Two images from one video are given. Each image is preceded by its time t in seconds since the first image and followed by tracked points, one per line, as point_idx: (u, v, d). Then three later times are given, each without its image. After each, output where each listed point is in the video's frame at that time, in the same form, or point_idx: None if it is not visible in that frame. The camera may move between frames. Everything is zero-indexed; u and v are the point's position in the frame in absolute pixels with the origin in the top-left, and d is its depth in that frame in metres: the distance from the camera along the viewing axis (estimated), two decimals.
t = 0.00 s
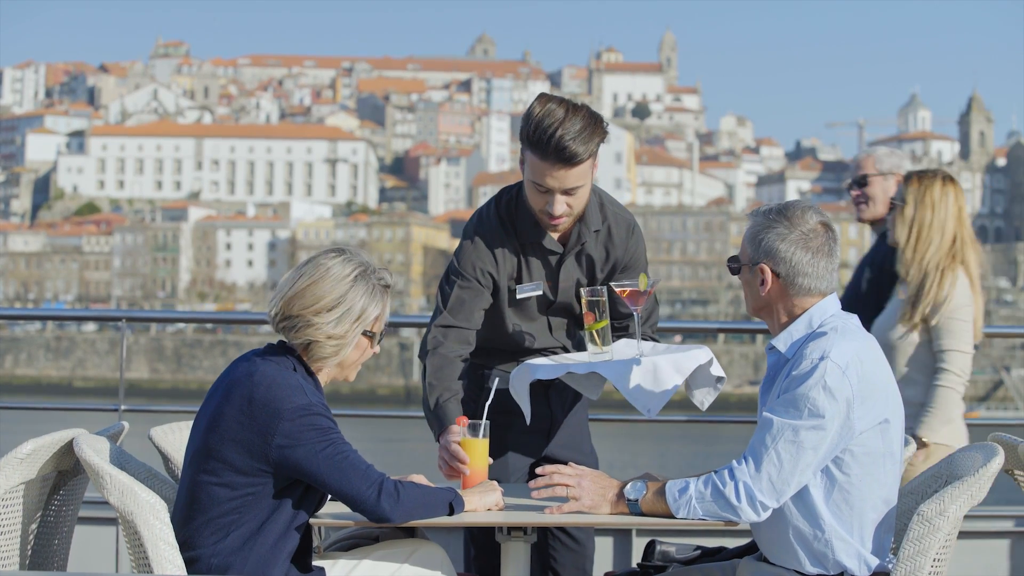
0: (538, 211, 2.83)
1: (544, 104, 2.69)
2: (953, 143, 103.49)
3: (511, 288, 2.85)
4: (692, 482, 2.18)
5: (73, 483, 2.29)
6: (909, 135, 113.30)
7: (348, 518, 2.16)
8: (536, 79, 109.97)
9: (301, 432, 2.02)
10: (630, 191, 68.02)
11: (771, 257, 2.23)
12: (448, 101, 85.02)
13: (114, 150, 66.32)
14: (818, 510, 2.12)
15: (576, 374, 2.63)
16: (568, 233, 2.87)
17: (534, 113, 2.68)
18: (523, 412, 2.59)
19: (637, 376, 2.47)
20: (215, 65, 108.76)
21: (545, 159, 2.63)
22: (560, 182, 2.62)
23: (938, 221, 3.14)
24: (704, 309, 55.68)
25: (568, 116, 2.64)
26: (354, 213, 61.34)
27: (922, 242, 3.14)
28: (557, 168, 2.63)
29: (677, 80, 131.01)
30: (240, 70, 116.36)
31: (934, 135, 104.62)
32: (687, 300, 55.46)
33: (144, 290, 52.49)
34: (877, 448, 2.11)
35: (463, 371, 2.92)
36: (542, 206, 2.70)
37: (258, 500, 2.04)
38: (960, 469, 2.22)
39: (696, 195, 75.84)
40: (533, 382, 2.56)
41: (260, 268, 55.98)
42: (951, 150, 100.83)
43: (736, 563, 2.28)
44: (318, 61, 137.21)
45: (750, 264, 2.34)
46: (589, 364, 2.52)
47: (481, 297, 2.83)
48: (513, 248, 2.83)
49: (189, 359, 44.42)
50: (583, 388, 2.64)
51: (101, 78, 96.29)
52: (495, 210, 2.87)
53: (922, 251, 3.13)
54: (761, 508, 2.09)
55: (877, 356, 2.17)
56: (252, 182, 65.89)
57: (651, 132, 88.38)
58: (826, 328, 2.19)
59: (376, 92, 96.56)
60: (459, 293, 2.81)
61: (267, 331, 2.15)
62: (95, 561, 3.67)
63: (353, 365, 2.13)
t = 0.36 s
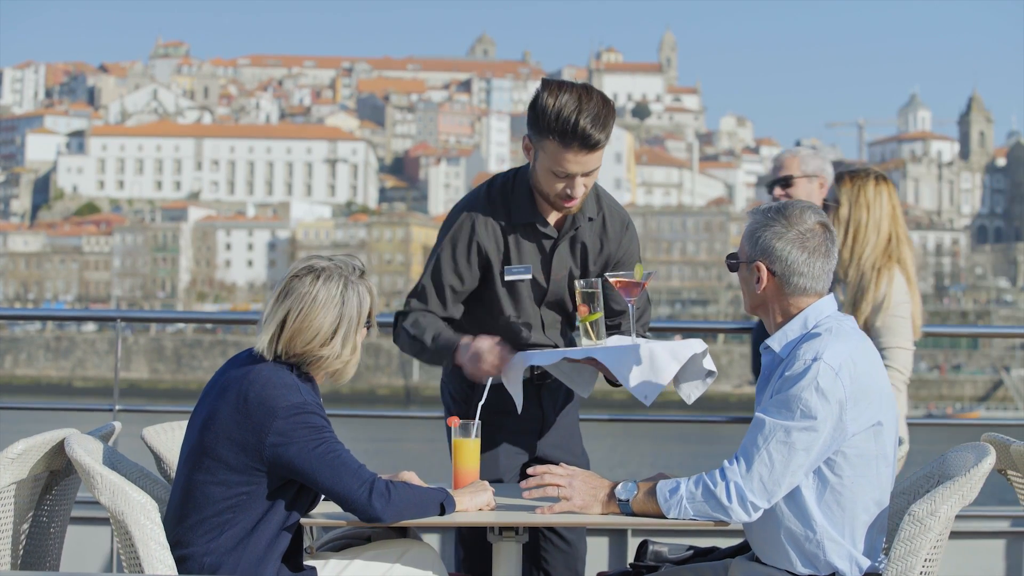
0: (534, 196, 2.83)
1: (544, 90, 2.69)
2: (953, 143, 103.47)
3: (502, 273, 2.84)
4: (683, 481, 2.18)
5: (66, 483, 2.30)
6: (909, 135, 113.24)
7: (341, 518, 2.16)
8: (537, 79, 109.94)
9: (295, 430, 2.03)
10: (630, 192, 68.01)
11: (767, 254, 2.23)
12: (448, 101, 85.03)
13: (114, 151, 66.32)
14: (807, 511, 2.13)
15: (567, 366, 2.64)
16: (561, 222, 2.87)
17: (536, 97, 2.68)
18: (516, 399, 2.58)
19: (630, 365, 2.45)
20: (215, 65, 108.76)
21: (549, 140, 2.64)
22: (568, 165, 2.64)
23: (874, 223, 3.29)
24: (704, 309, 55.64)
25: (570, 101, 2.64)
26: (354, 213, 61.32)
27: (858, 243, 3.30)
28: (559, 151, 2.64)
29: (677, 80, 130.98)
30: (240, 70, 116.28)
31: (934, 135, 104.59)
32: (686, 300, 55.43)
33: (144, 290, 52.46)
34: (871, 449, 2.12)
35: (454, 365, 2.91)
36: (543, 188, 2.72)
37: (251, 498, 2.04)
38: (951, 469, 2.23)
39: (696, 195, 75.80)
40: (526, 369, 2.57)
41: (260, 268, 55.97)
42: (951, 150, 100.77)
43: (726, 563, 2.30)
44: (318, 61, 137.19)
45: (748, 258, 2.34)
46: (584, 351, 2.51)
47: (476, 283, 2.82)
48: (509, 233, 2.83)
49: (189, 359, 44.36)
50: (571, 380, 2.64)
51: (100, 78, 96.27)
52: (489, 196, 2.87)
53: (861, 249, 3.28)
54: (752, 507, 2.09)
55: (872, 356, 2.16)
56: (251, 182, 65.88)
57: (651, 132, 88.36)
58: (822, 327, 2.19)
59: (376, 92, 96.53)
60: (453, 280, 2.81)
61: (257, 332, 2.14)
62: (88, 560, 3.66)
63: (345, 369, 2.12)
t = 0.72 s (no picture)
0: (525, 183, 2.83)
1: (536, 72, 2.71)
2: (953, 144, 103.37)
3: (490, 262, 2.85)
4: (673, 483, 2.19)
5: (57, 482, 2.32)
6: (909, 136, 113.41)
7: (329, 517, 2.16)
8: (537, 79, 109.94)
9: (285, 429, 2.03)
10: (629, 193, 67.95)
11: (763, 257, 2.24)
12: (448, 102, 85.13)
13: (114, 151, 66.34)
14: (795, 509, 2.14)
15: (554, 361, 2.65)
16: (551, 211, 2.88)
17: (528, 78, 2.70)
18: (508, 393, 2.55)
19: (625, 361, 2.45)
20: (214, 66, 108.86)
21: (544, 125, 2.67)
22: (557, 139, 2.67)
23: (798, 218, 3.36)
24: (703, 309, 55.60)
25: (563, 84, 2.66)
26: (353, 214, 61.43)
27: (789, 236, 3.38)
28: (553, 132, 2.67)
29: (676, 80, 131.04)
30: (240, 70, 116.21)
31: (934, 136, 104.63)
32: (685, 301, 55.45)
33: (144, 291, 52.47)
34: (860, 451, 2.12)
35: (439, 361, 2.91)
36: (535, 168, 2.73)
37: (241, 497, 2.05)
38: (941, 468, 2.24)
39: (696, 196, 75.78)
40: (515, 360, 2.53)
41: (260, 268, 55.97)
42: (951, 150, 100.84)
43: (717, 563, 2.31)
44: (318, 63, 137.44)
45: (744, 252, 2.34)
46: (578, 340, 2.50)
47: (464, 275, 2.83)
48: (498, 227, 2.83)
49: (188, 359, 44.29)
50: (558, 374, 2.66)
51: (100, 78, 96.35)
52: (479, 184, 2.87)
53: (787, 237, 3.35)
54: (740, 508, 2.09)
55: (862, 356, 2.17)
56: (251, 183, 65.93)
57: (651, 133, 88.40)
58: (814, 328, 2.19)
59: (376, 93, 96.76)
60: (443, 273, 2.80)
61: (248, 333, 2.14)
62: (80, 560, 3.68)
63: (335, 366, 2.13)
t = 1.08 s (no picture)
0: (518, 178, 2.84)
1: (524, 71, 2.73)
2: (952, 144, 103.40)
3: (480, 263, 2.85)
4: (661, 482, 2.20)
5: (49, 482, 2.33)
6: (908, 137, 113.42)
7: (317, 519, 2.17)
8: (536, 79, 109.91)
9: (274, 430, 2.03)
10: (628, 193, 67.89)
11: (748, 265, 2.24)
12: (447, 103, 85.16)
13: (113, 152, 66.31)
14: (784, 511, 2.15)
15: (546, 362, 2.65)
16: (543, 211, 2.88)
17: (522, 78, 2.70)
18: (503, 394, 2.57)
19: (618, 365, 2.45)
20: (214, 66, 108.86)
21: (542, 121, 2.68)
22: (554, 133, 2.68)
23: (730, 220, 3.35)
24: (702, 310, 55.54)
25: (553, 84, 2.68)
26: (353, 214, 61.45)
27: (714, 236, 3.35)
28: (550, 129, 2.69)
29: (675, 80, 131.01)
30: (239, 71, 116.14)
31: (933, 137, 104.69)
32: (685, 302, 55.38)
33: (143, 291, 52.46)
34: (850, 452, 2.12)
35: (427, 360, 2.91)
36: (533, 165, 2.73)
37: (229, 497, 2.04)
38: (932, 469, 2.25)
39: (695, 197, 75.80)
40: (511, 362, 2.55)
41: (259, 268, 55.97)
42: (950, 150, 100.88)
43: (711, 562, 2.32)
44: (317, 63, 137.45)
45: (728, 255, 2.35)
46: (573, 345, 2.49)
47: (453, 273, 2.83)
48: (490, 225, 2.83)
49: (188, 359, 44.18)
50: (550, 378, 2.66)
51: (99, 79, 96.36)
52: (470, 181, 2.87)
53: (718, 242, 3.34)
54: (730, 508, 2.11)
55: (853, 355, 2.17)
56: (251, 183, 65.95)
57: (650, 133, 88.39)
58: (803, 331, 2.19)
59: (376, 93, 96.84)
60: (432, 269, 2.80)
61: (236, 334, 2.14)
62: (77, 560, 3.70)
63: (321, 366, 2.13)
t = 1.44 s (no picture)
0: (509, 183, 2.85)
1: (518, 74, 2.72)
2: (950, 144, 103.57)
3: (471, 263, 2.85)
4: (651, 482, 2.20)
5: (38, 482, 2.33)
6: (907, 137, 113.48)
7: (305, 519, 2.17)
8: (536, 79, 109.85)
9: (261, 432, 2.04)
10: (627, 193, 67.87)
11: (722, 278, 2.24)
12: (446, 103, 85.11)
13: (112, 153, 66.24)
14: (775, 513, 2.14)
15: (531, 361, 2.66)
16: (534, 213, 2.89)
17: (513, 84, 2.70)
18: (498, 398, 2.56)
19: (605, 366, 2.44)
20: (213, 67, 108.82)
21: (529, 125, 2.67)
22: (545, 144, 2.67)
23: (656, 223, 3.35)
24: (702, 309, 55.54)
25: (548, 90, 2.67)
26: (352, 215, 61.42)
27: (640, 242, 3.34)
28: (542, 139, 2.68)
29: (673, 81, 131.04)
30: (238, 72, 116.06)
31: (932, 138, 104.79)
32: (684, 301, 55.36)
33: (142, 292, 52.40)
34: (842, 453, 2.12)
35: (413, 360, 2.89)
36: (523, 172, 2.74)
37: (215, 500, 2.05)
38: (922, 469, 2.25)
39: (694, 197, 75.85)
40: (505, 367, 2.55)
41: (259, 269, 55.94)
42: (949, 151, 100.93)
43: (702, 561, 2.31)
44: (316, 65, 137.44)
45: (702, 267, 2.35)
46: (561, 348, 2.49)
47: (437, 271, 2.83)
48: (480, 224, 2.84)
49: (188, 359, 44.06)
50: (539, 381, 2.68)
51: (98, 80, 96.31)
52: (463, 182, 2.86)
53: (644, 248, 3.33)
54: (720, 509, 2.11)
55: (843, 356, 2.17)
56: (250, 184, 65.92)
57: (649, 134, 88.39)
58: (794, 333, 2.19)
59: (375, 93, 96.77)
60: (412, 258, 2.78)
61: (223, 336, 2.15)
62: (69, 559, 3.70)
63: (310, 366, 2.13)
